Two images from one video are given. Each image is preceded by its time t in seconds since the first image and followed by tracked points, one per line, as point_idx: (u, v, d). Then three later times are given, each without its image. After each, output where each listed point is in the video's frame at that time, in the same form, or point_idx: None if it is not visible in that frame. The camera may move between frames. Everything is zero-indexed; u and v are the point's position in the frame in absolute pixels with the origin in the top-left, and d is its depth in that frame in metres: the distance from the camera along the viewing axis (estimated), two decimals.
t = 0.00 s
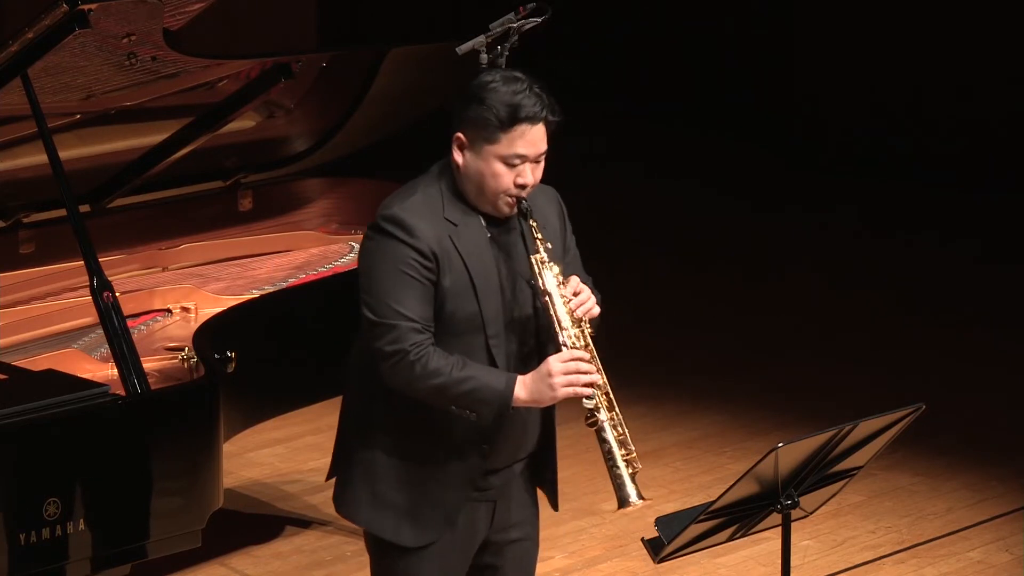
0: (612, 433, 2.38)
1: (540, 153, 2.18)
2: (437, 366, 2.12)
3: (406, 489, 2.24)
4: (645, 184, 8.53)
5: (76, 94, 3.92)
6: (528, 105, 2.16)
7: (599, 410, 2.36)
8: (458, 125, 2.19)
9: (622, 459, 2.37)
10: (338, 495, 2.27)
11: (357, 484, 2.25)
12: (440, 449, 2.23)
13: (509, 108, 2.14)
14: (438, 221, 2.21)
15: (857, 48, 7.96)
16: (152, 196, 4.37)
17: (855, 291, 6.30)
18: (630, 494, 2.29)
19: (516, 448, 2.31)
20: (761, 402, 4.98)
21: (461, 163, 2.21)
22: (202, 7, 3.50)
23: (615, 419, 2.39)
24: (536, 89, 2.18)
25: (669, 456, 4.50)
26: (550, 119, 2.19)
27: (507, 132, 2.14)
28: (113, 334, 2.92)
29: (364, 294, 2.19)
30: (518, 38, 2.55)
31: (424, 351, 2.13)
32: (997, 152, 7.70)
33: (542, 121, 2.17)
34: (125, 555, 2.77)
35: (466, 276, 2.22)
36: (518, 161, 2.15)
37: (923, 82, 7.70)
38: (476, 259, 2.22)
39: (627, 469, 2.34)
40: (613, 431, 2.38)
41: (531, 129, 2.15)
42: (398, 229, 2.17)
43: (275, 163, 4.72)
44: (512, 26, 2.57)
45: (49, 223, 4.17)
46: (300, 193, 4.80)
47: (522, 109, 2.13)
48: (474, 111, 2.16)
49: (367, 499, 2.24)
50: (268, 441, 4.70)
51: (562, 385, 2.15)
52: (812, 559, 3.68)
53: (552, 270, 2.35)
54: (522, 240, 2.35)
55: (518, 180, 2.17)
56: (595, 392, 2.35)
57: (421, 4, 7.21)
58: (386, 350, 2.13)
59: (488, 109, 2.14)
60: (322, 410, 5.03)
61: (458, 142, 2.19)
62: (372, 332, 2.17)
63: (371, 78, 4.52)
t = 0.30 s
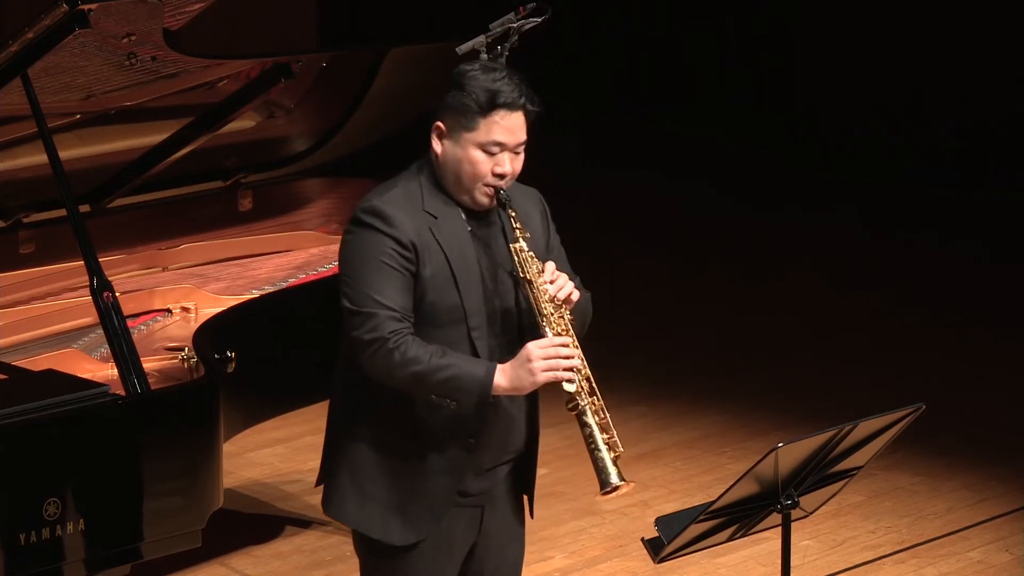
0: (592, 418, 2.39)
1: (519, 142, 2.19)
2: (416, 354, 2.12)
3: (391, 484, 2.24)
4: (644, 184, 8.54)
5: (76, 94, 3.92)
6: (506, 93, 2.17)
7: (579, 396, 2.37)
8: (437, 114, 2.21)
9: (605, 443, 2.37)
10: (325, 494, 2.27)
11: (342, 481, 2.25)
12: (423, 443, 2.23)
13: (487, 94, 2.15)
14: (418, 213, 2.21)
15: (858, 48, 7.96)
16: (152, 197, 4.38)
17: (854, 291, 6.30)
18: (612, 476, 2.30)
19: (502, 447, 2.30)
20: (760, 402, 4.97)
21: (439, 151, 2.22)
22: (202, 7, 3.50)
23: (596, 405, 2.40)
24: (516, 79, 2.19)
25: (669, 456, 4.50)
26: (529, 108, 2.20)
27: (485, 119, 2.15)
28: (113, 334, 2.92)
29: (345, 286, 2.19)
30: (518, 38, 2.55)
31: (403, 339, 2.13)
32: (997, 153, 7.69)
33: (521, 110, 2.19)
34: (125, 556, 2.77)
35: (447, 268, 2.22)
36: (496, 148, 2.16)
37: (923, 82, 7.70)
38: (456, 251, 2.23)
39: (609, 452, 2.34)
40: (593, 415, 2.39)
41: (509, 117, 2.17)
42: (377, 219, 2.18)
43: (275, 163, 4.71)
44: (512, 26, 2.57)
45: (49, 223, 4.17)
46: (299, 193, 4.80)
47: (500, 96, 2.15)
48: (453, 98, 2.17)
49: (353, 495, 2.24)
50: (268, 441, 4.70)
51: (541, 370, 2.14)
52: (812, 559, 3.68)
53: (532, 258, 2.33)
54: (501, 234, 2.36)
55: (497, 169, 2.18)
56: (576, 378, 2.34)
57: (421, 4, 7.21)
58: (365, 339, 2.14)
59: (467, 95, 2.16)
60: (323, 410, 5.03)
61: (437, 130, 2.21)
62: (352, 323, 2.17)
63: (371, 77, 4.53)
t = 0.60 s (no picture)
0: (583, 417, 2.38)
1: (495, 143, 2.18)
2: (406, 365, 2.12)
3: (388, 492, 2.24)
4: (644, 184, 8.54)
5: (76, 94, 3.92)
6: (477, 95, 2.16)
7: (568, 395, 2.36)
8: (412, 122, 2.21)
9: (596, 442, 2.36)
10: (324, 504, 2.28)
11: (340, 490, 2.25)
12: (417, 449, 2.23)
13: (456, 99, 2.14)
14: (404, 221, 2.21)
15: (858, 49, 7.96)
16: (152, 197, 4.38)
17: (854, 291, 6.30)
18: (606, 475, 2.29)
19: (497, 448, 2.30)
20: (760, 402, 4.97)
21: (417, 158, 2.22)
22: (202, 7, 3.50)
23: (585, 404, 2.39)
24: (485, 79, 2.17)
25: (669, 456, 4.50)
26: (503, 108, 2.18)
27: (457, 125, 2.14)
28: (113, 334, 2.92)
29: (335, 298, 2.20)
30: (518, 39, 2.55)
31: (393, 350, 2.13)
32: (997, 153, 7.67)
33: (494, 110, 2.17)
34: (125, 556, 2.77)
35: (436, 274, 2.22)
36: (472, 152, 2.16)
37: (923, 82, 7.70)
38: (445, 257, 2.23)
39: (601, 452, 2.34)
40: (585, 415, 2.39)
41: (482, 119, 2.15)
42: (363, 230, 2.18)
43: (276, 163, 4.71)
44: (512, 26, 2.57)
45: (49, 223, 4.17)
46: (300, 193, 4.80)
47: (469, 100, 2.14)
48: (424, 106, 2.17)
49: (350, 505, 2.24)
50: (268, 441, 4.70)
51: (530, 374, 2.12)
52: (812, 559, 3.68)
53: (515, 258, 2.29)
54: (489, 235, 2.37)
55: (476, 172, 2.17)
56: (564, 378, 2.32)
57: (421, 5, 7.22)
58: (356, 352, 2.14)
59: (436, 102, 2.15)
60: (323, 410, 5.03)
61: (413, 139, 2.21)
62: (343, 335, 2.18)
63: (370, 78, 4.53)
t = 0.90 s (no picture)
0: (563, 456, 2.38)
1: (529, 170, 2.17)
2: (399, 372, 2.13)
3: (366, 495, 2.24)
4: (644, 184, 8.54)
5: (76, 94, 3.92)
6: (524, 123, 2.16)
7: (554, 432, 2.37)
8: (450, 130, 2.19)
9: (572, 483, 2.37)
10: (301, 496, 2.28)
11: (319, 485, 2.25)
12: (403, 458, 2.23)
13: (505, 122, 2.13)
14: (418, 227, 2.21)
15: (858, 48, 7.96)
16: (152, 197, 4.38)
17: (853, 292, 6.30)
18: (574, 519, 2.29)
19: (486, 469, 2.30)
20: (759, 403, 4.97)
21: (448, 168, 2.20)
22: (202, 7, 3.51)
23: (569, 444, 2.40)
24: (534, 110, 2.17)
25: (669, 456, 4.50)
26: (544, 140, 2.18)
27: (500, 147, 2.13)
28: (113, 334, 2.92)
29: (335, 293, 2.19)
30: (518, 39, 2.55)
31: (388, 356, 2.13)
32: (997, 153, 7.62)
33: (536, 141, 2.17)
34: (125, 556, 2.76)
35: (439, 285, 2.22)
36: (506, 175, 2.15)
37: (923, 82, 7.70)
38: (451, 269, 2.23)
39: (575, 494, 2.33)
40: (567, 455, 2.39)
41: (523, 147, 2.15)
42: (375, 230, 2.18)
43: (275, 162, 4.69)
44: (512, 27, 2.57)
45: (49, 223, 4.17)
46: (300, 193, 4.80)
47: (517, 127, 2.13)
48: (470, 119, 2.15)
49: (328, 502, 2.24)
50: (268, 441, 4.70)
51: (522, 407, 2.14)
52: (811, 559, 3.68)
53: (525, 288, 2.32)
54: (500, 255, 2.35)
55: (505, 195, 2.17)
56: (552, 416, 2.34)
57: (421, 5, 7.23)
58: (351, 351, 2.14)
59: (483, 120, 2.14)
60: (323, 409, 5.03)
61: (448, 148, 2.18)
62: (339, 332, 2.17)
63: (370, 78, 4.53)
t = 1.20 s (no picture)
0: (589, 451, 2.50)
1: (495, 180, 2.20)
2: (411, 400, 2.18)
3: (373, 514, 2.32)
4: (644, 184, 8.53)
5: (76, 94, 3.92)
6: (479, 139, 2.17)
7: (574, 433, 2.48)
8: (408, 162, 2.20)
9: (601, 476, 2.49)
10: (307, 521, 2.35)
11: (326, 510, 2.32)
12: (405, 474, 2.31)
13: (459, 145, 2.15)
14: (402, 251, 2.23)
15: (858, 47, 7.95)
16: (152, 198, 4.38)
17: (853, 292, 6.30)
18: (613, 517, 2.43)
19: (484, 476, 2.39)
20: (759, 402, 4.97)
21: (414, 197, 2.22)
22: (202, 7, 3.51)
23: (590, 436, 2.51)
24: (485, 121, 2.18)
25: (669, 456, 4.50)
26: (503, 147, 2.20)
27: (460, 169, 2.15)
28: (113, 334, 2.92)
29: (332, 326, 2.21)
30: (518, 39, 2.57)
31: (398, 384, 2.18)
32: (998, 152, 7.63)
33: (495, 152, 2.18)
34: (125, 556, 2.76)
35: (433, 305, 2.26)
36: (473, 191, 2.17)
37: (923, 82, 7.70)
38: (442, 287, 2.26)
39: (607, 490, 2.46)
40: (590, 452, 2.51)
41: (484, 162, 2.17)
42: (363, 262, 2.19)
43: (276, 162, 4.68)
44: (512, 26, 2.59)
45: (49, 223, 4.18)
46: (300, 193, 4.80)
47: (472, 146, 2.15)
48: (424, 150, 2.17)
49: (336, 524, 2.32)
50: (268, 441, 4.70)
51: (536, 415, 2.21)
52: (811, 559, 3.68)
53: (519, 295, 2.36)
54: (485, 259, 2.39)
55: (477, 209, 2.20)
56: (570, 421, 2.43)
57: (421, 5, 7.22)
58: (359, 385, 2.17)
59: (437, 148, 2.15)
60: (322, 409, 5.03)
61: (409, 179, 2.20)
62: (341, 365, 2.20)
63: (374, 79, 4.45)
